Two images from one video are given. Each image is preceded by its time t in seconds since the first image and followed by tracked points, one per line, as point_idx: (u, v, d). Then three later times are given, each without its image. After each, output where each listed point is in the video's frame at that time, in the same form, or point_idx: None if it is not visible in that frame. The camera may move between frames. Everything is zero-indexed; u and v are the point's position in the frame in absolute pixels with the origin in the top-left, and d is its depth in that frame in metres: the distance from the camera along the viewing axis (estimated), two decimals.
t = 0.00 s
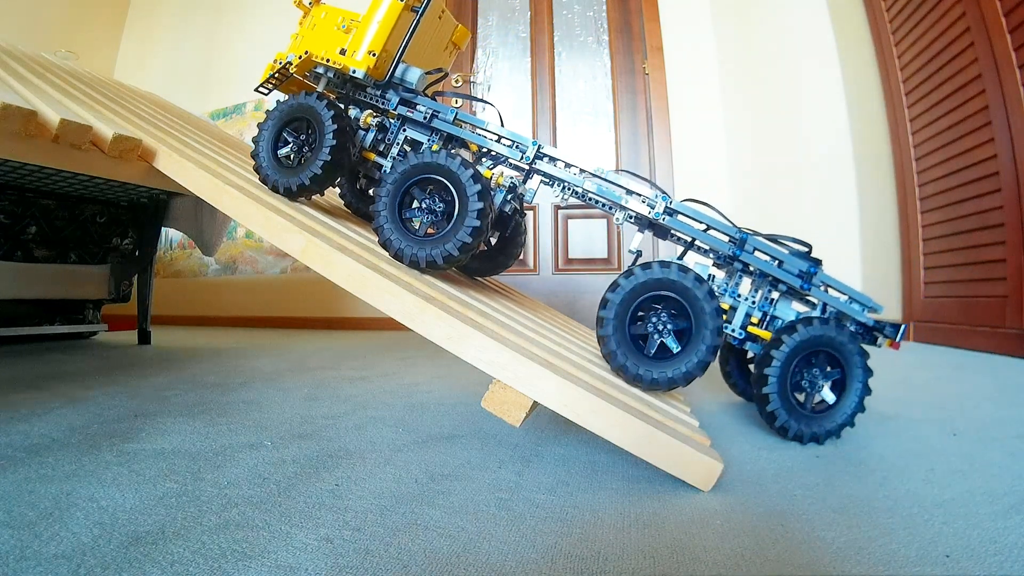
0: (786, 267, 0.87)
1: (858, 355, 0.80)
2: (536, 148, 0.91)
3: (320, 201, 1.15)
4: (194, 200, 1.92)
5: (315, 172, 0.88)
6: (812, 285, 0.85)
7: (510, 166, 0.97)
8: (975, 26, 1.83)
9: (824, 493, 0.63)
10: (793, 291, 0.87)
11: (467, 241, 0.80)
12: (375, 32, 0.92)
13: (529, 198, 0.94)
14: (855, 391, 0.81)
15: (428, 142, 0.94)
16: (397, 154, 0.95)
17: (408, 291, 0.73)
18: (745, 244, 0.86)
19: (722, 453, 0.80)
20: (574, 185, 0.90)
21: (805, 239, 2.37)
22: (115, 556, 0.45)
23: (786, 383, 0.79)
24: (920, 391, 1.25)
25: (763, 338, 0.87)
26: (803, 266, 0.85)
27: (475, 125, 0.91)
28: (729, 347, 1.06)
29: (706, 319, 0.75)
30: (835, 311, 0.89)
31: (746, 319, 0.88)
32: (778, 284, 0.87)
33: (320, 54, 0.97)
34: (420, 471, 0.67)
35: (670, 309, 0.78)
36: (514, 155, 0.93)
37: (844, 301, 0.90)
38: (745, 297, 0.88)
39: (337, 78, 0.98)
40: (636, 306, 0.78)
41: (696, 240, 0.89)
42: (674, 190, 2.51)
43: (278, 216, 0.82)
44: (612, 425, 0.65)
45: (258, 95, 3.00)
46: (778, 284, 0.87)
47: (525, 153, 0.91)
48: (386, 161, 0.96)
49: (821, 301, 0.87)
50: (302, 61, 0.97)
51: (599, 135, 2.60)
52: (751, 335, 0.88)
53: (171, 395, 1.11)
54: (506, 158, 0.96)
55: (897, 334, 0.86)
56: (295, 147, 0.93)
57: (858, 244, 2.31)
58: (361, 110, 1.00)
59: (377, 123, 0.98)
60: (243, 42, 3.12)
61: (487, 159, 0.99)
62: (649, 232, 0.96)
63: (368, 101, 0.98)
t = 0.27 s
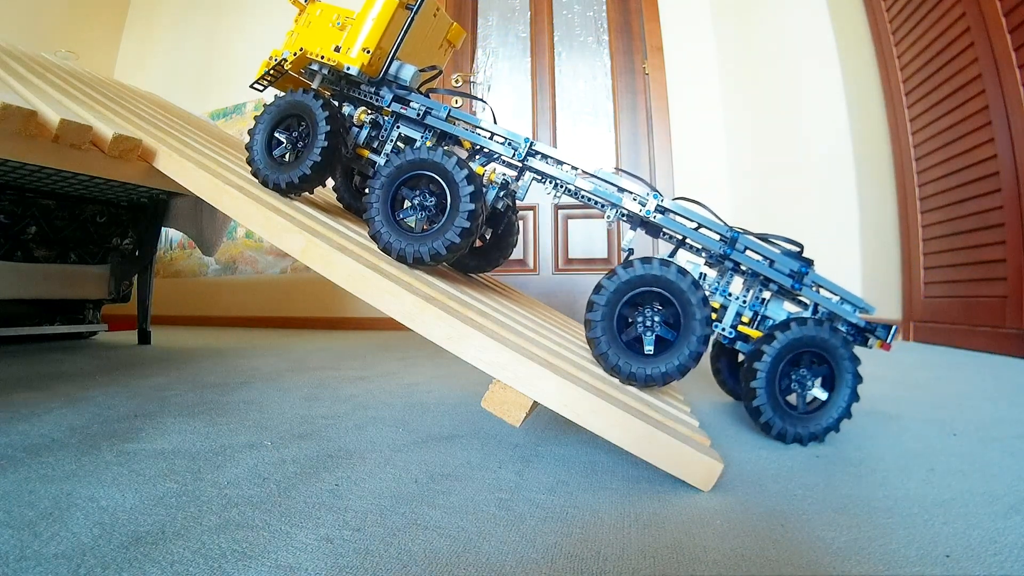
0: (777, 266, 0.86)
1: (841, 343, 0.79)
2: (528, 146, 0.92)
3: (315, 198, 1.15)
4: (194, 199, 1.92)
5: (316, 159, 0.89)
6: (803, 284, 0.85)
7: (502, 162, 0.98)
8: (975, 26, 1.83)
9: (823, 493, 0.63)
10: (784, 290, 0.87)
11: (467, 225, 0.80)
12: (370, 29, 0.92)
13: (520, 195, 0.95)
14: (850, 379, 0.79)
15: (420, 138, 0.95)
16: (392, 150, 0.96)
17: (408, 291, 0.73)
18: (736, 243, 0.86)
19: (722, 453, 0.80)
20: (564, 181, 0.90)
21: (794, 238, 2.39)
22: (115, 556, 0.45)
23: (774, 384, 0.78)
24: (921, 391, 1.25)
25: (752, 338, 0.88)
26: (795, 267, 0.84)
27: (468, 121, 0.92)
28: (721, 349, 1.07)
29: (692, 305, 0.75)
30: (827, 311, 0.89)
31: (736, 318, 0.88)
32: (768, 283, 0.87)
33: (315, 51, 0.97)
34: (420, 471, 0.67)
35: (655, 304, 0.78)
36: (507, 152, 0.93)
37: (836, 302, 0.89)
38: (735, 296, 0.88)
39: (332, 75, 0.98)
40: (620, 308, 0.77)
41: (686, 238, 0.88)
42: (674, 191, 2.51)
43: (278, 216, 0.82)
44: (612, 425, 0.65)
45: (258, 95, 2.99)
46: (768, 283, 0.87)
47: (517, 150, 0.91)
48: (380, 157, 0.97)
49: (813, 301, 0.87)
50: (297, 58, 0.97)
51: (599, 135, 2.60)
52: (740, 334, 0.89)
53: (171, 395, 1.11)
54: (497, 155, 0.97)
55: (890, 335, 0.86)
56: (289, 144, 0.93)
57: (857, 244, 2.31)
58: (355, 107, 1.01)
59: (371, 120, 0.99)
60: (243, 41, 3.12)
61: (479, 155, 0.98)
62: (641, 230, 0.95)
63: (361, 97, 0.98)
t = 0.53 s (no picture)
0: (767, 265, 0.86)
1: (820, 338, 0.78)
2: (519, 143, 0.91)
3: (308, 195, 1.16)
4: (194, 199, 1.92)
5: (313, 146, 0.89)
6: (793, 284, 0.84)
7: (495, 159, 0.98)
8: (975, 26, 1.83)
9: (824, 493, 0.63)
10: (773, 289, 0.86)
11: (462, 207, 0.80)
12: (363, 27, 0.92)
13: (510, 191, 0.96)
14: (835, 368, 0.78)
15: (413, 135, 0.95)
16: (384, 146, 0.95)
17: (408, 291, 0.73)
18: (726, 241, 0.86)
19: (722, 453, 0.80)
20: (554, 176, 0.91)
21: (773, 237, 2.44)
22: (115, 556, 0.45)
23: (760, 388, 0.78)
24: (920, 391, 1.25)
25: (740, 336, 0.87)
26: (785, 266, 0.84)
27: (461, 118, 0.92)
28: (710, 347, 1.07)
29: (673, 286, 0.75)
30: (818, 311, 0.89)
31: (725, 317, 0.87)
32: (757, 281, 0.86)
33: (309, 48, 0.97)
34: (420, 471, 0.67)
35: (639, 297, 0.77)
36: (497, 148, 0.93)
37: (826, 302, 0.89)
38: (725, 294, 0.88)
39: (325, 73, 0.98)
40: (607, 310, 0.77)
41: (677, 236, 0.88)
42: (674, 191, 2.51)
43: (278, 216, 0.82)
44: (612, 425, 0.65)
45: (258, 95, 2.99)
46: (758, 281, 0.86)
47: (508, 146, 0.91)
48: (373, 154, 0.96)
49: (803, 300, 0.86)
50: (291, 55, 0.97)
51: (599, 135, 2.60)
52: (728, 332, 0.88)
53: (171, 395, 1.11)
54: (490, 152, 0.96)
55: (879, 335, 0.85)
56: (283, 140, 0.94)
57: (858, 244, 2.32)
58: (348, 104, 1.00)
59: (364, 117, 0.98)
60: (243, 42, 3.12)
61: (471, 152, 0.97)
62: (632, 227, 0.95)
63: (354, 94, 0.98)
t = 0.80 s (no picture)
0: (755, 263, 0.86)
1: (801, 336, 0.77)
2: (510, 138, 0.92)
3: (303, 192, 1.15)
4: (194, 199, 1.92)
5: (309, 130, 0.90)
6: (782, 282, 0.84)
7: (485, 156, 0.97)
8: (975, 26, 1.83)
9: (823, 493, 0.63)
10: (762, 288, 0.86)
11: (452, 188, 0.81)
12: (356, 24, 0.92)
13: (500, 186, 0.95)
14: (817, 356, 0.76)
15: (405, 131, 0.95)
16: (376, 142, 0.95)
17: (408, 291, 0.73)
18: (715, 238, 0.85)
19: (722, 453, 0.80)
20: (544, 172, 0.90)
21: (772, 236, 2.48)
22: (115, 556, 0.45)
23: (744, 395, 0.77)
24: (920, 391, 1.25)
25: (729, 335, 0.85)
26: (773, 264, 0.85)
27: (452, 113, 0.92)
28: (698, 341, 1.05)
29: (651, 269, 0.75)
30: (808, 312, 0.88)
31: (714, 315, 0.86)
32: (746, 279, 0.86)
33: (302, 45, 0.96)
34: (420, 471, 0.67)
35: (623, 290, 0.77)
36: (486, 144, 0.92)
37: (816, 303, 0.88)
38: (714, 292, 0.86)
39: (318, 69, 0.98)
40: (592, 309, 0.77)
41: (666, 233, 0.88)
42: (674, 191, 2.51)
43: (278, 216, 0.82)
44: (612, 425, 0.65)
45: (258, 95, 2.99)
46: (748, 279, 0.86)
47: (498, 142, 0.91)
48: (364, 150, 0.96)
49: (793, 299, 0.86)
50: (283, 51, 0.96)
51: (599, 136, 2.60)
52: (717, 330, 0.86)
53: (171, 395, 1.11)
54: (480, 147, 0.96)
55: (866, 335, 0.84)
56: (276, 135, 0.94)
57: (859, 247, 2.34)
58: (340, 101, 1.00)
59: (356, 113, 0.98)
60: (243, 42, 3.12)
61: (462, 148, 0.98)
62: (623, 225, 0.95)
63: (346, 90, 0.98)
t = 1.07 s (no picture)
0: (743, 261, 0.86)
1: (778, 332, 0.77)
2: (499, 134, 0.91)
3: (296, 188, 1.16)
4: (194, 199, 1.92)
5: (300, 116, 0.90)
6: (769, 280, 0.84)
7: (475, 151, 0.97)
8: (975, 26, 1.83)
9: (823, 493, 0.63)
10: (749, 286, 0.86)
11: (438, 167, 0.81)
12: (349, 20, 0.92)
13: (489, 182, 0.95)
14: (792, 344, 0.76)
15: (396, 126, 0.95)
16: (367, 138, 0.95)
17: (408, 291, 0.73)
18: (703, 235, 0.85)
19: (722, 453, 0.80)
20: (533, 168, 0.90)
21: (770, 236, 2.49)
22: (115, 556, 0.45)
23: (732, 405, 0.77)
24: (920, 391, 1.24)
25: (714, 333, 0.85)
26: (762, 262, 0.85)
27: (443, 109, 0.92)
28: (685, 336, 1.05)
29: (631, 256, 0.75)
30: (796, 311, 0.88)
31: (701, 312, 0.85)
32: (734, 277, 0.86)
33: (294, 41, 0.96)
34: (420, 471, 0.67)
35: (608, 283, 0.78)
36: (475, 140, 0.92)
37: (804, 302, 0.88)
38: (701, 289, 0.86)
39: (309, 65, 0.98)
40: (580, 311, 0.78)
41: (655, 230, 0.88)
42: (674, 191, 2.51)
43: (278, 216, 0.82)
44: (612, 425, 0.65)
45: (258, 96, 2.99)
46: (735, 277, 0.85)
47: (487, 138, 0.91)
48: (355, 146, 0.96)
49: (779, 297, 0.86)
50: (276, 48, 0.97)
51: (599, 136, 2.60)
52: (703, 328, 0.86)
53: (171, 395, 1.11)
54: (471, 143, 0.96)
55: (854, 335, 0.83)
56: (269, 131, 0.95)
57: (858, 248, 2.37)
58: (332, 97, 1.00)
59: (347, 109, 0.98)
60: (243, 42, 3.12)
61: (452, 144, 0.98)
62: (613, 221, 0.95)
63: (337, 86, 0.98)
